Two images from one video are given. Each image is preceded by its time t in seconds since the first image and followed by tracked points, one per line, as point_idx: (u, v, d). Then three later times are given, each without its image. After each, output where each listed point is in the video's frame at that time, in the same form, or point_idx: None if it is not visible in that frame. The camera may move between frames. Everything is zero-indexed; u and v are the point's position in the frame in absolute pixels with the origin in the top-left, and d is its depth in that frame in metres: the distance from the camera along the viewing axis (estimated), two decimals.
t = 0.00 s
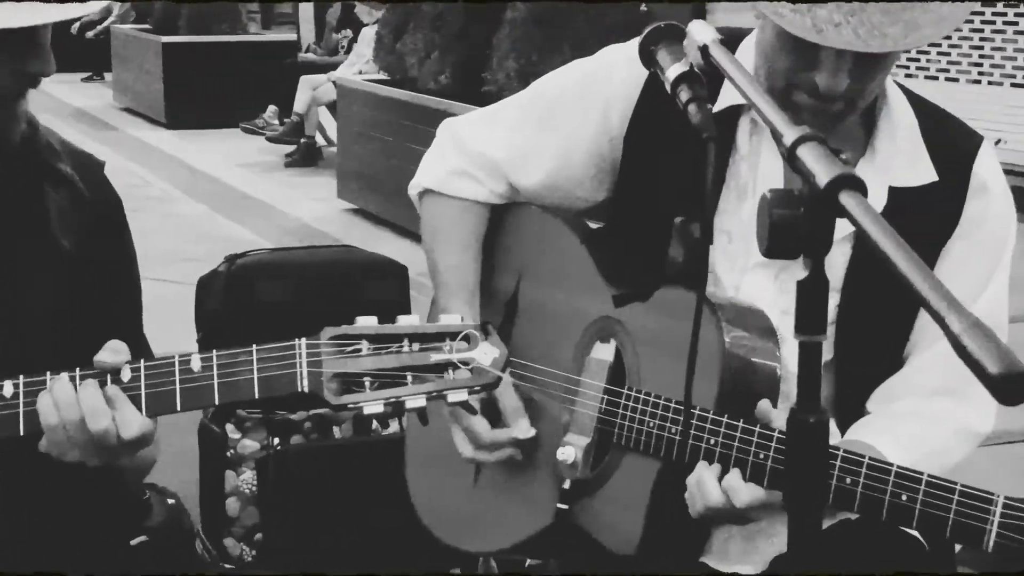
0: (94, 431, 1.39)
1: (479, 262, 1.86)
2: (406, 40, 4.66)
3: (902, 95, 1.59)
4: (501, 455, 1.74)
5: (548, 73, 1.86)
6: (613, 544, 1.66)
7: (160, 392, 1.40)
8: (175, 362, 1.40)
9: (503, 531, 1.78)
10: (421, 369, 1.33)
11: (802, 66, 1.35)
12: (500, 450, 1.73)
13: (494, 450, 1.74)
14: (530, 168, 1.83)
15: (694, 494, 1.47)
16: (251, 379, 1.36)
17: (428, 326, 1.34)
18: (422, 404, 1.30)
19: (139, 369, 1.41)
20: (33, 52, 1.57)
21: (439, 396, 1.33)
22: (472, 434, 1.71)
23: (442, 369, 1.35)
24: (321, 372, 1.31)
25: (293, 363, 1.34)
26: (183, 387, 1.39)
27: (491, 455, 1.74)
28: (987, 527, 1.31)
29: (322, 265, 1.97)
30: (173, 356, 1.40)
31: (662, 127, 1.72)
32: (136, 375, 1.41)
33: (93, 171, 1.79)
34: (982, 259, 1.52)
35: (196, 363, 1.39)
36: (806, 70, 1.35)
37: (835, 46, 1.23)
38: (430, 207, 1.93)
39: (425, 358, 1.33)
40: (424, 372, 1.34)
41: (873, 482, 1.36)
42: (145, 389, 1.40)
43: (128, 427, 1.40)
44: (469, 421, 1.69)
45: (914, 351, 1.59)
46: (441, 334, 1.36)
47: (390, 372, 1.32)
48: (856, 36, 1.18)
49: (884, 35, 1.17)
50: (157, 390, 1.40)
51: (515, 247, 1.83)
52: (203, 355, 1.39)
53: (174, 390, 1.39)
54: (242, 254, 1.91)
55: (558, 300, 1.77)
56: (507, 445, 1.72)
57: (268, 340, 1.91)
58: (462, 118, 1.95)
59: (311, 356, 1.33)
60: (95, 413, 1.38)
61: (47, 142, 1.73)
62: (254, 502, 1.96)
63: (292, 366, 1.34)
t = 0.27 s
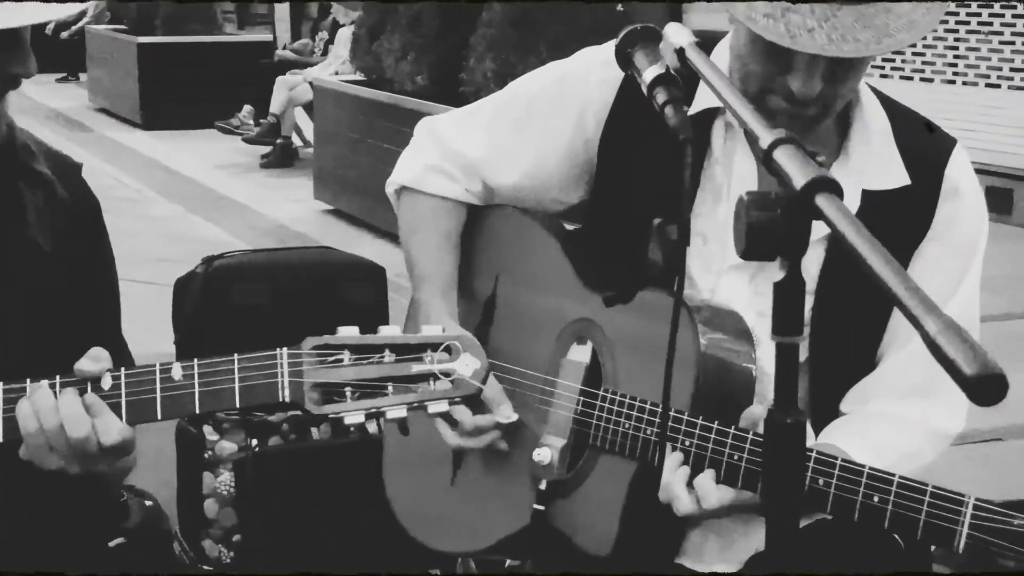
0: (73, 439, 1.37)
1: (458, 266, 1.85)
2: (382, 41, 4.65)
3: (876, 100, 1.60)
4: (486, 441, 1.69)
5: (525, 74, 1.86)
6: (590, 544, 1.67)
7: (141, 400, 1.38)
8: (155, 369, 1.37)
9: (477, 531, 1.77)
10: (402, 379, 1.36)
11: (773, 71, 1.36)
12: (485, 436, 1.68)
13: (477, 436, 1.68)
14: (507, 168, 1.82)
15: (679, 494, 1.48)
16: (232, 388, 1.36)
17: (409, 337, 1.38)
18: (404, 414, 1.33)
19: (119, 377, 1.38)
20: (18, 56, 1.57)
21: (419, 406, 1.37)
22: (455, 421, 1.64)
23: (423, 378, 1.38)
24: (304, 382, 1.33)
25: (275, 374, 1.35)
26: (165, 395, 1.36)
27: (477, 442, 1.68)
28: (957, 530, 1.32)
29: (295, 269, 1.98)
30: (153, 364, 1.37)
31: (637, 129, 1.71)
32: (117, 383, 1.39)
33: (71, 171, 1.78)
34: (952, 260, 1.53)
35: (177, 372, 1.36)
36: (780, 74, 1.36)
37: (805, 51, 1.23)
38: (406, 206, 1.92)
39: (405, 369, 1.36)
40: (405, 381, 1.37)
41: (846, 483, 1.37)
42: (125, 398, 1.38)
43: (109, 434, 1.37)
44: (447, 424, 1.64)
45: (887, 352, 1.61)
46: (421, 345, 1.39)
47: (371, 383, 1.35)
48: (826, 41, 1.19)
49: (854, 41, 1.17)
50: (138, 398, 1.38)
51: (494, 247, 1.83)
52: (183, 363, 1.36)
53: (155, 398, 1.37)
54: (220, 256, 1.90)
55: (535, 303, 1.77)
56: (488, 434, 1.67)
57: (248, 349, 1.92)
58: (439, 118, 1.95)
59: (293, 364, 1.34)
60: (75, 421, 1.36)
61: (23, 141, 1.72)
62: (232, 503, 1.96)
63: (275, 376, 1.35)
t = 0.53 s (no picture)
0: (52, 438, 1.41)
1: (436, 258, 1.86)
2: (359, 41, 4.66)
3: (852, 99, 1.60)
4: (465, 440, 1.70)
5: (501, 75, 1.87)
6: (570, 543, 1.68)
7: (118, 399, 1.40)
8: (134, 371, 1.39)
9: (457, 531, 1.78)
10: (383, 379, 1.33)
11: (753, 70, 1.37)
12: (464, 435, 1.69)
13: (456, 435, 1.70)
14: (485, 168, 1.84)
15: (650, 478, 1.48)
16: (210, 389, 1.36)
17: (390, 337, 1.34)
18: (384, 414, 1.30)
19: (98, 379, 1.41)
20: None
21: (400, 407, 1.33)
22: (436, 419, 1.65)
23: (405, 378, 1.35)
24: (282, 381, 1.31)
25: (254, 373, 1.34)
26: (143, 396, 1.38)
27: (458, 440, 1.70)
28: (935, 523, 1.33)
29: (274, 270, 1.98)
30: (132, 366, 1.40)
31: (613, 130, 1.72)
32: (96, 384, 1.42)
33: (50, 173, 1.79)
34: (925, 256, 1.54)
35: (156, 372, 1.38)
36: (759, 74, 1.37)
37: (786, 49, 1.25)
38: (386, 208, 1.93)
39: (385, 369, 1.33)
40: (386, 381, 1.34)
41: (824, 479, 1.38)
42: (104, 398, 1.40)
43: (86, 433, 1.41)
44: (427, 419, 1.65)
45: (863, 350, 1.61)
46: (402, 345, 1.36)
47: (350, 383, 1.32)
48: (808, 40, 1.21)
49: (835, 40, 1.19)
50: (118, 399, 1.40)
51: (474, 248, 1.83)
52: (163, 364, 1.38)
53: (133, 400, 1.39)
54: (198, 256, 1.91)
55: (513, 301, 1.77)
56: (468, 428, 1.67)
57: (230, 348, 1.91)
58: (416, 118, 1.96)
59: (273, 366, 1.33)
60: (53, 420, 1.40)
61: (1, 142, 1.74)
62: (210, 505, 1.98)
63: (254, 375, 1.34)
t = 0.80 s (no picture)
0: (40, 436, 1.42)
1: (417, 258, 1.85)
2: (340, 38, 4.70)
3: (831, 98, 1.60)
4: (442, 439, 1.70)
5: (483, 73, 1.87)
6: (551, 542, 1.68)
7: (103, 400, 1.37)
8: (118, 372, 1.36)
9: (438, 528, 1.80)
10: (367, 380, 1.37)
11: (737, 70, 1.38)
12: (440, 433, 1.68)
13: (430, 434, 1.69)
14: (466, 165, 1.84)
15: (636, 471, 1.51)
16: (196, 389, 1.36)
17: (374, 339, 1.39)
18: (368, 414, 1.34)
19: (82, 380, 1.38)
20: None
21: (384, 407, 1.38)
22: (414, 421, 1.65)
23: (388, 378, 1.40)
24: (268, 383, 1.33)
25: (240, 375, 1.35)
26: (127, 398, 1.36)
27: (434, 438, 1.69)
28: (913, 522, 1.34)
29: (253, 268, 1.98)
30: (116, 366, 1.37)
31: (596, 128, 1.72)
32: (80, 385, 1.38)
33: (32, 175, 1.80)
34: (901, 255, 1.55)
35: (140, 372, 1.36)
36: (744, 72, 1.38)
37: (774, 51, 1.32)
38: (366, 205, 1.92)
39: (369, 370, 1.38)
40: (369, 382, 1.38)
41: (802, 477, 1.38)
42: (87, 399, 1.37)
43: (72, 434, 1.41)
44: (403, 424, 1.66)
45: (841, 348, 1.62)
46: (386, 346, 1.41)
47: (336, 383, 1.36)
48: (795, 41, 1.26)
49: (822, 41, 1.24)
50: (101, 401, 1.37)
51: (452, 248, 1.83)
52: (147, 364, 1.36)
53: (118, 400, 1.37)
54: (177, 254, 1.90)
55: (494, 300, 1.76)
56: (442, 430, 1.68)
57: (219, 351, 1.93)
58: (396, 115, 1.96)
59: (258, 367, 1.34)
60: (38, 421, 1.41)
61: None
62: (190, 505, 1.98)
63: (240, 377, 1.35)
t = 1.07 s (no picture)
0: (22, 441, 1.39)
1: (400, 261, 1.86)
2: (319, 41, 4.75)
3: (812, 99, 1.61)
4: (426, 438, 1.72)
5: (466, 75, 1.86)
6: (535, 542, 1.67)
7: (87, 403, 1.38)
8: (103, 375, 1.37)
9: (421, 531, 1.80)
10: (352, 382, 1.38)
11: (721, 74, 1.38)
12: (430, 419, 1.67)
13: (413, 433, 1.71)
14: (448, 167, 1.84)
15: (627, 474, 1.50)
16: (180, 391, 1.36)
17: (358, 340, 1.39)
18: (353, 416, 1.35)
19: (67, 383, 1.38)
20: None
21: (369, 408, 1.39)
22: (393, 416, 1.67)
23: (373, 380, 1.41)
24: (253, 385, 1.34)
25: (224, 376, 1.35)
26: (111, 400, 1.37)
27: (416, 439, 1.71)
28: (892, 517, 1.34)
29: (234, 270, 1.98)
30: (101, 369, 1.37)
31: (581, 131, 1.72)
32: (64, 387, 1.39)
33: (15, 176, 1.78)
34: (882, 254, 1.57)
35: (125, 375, 1.37)
36: (729, 74, 1.38)
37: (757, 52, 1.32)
38: (348, 208, 1.91)
39: (354, 372, 1.38)
40: (355, 384, 1.39)
41: (785, 474, 1.38)
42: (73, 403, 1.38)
43: (56, 437, 1.40)
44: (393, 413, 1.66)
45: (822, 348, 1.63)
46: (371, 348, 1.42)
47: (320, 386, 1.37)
48: (778, 43, 1.27)
49: (807, 44, 1.26)
50: (86, 403, 1.38)
51: (433, 249, 1.84)
52: (132, 367, 1.36)
53: (102, 402, 1.37)
54: (158, 258, 1.91)
55: (476, 303, 1.77)
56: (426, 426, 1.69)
57: (197, 351, 1.92)
58: (380, 117, 1.95)
59: (242, 369, 1.34)
60: (24, 424, 1.38)
61: None
62: (172, 507, 1.98)
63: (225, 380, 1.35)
